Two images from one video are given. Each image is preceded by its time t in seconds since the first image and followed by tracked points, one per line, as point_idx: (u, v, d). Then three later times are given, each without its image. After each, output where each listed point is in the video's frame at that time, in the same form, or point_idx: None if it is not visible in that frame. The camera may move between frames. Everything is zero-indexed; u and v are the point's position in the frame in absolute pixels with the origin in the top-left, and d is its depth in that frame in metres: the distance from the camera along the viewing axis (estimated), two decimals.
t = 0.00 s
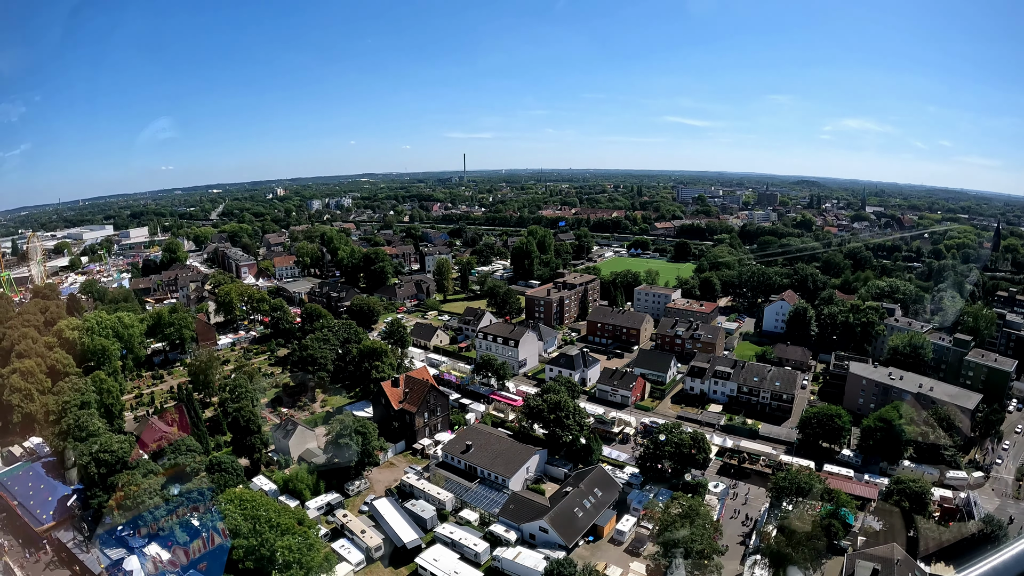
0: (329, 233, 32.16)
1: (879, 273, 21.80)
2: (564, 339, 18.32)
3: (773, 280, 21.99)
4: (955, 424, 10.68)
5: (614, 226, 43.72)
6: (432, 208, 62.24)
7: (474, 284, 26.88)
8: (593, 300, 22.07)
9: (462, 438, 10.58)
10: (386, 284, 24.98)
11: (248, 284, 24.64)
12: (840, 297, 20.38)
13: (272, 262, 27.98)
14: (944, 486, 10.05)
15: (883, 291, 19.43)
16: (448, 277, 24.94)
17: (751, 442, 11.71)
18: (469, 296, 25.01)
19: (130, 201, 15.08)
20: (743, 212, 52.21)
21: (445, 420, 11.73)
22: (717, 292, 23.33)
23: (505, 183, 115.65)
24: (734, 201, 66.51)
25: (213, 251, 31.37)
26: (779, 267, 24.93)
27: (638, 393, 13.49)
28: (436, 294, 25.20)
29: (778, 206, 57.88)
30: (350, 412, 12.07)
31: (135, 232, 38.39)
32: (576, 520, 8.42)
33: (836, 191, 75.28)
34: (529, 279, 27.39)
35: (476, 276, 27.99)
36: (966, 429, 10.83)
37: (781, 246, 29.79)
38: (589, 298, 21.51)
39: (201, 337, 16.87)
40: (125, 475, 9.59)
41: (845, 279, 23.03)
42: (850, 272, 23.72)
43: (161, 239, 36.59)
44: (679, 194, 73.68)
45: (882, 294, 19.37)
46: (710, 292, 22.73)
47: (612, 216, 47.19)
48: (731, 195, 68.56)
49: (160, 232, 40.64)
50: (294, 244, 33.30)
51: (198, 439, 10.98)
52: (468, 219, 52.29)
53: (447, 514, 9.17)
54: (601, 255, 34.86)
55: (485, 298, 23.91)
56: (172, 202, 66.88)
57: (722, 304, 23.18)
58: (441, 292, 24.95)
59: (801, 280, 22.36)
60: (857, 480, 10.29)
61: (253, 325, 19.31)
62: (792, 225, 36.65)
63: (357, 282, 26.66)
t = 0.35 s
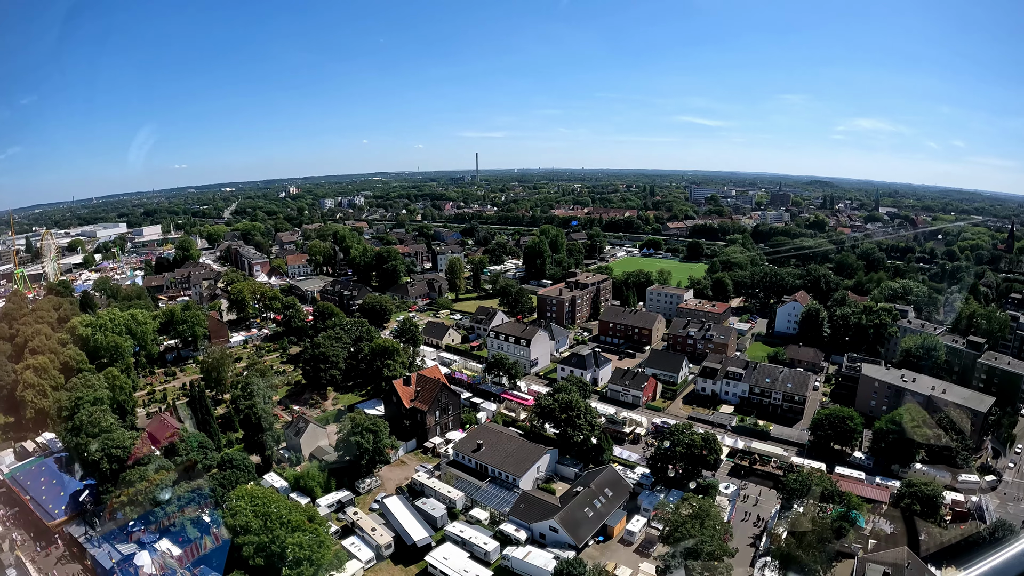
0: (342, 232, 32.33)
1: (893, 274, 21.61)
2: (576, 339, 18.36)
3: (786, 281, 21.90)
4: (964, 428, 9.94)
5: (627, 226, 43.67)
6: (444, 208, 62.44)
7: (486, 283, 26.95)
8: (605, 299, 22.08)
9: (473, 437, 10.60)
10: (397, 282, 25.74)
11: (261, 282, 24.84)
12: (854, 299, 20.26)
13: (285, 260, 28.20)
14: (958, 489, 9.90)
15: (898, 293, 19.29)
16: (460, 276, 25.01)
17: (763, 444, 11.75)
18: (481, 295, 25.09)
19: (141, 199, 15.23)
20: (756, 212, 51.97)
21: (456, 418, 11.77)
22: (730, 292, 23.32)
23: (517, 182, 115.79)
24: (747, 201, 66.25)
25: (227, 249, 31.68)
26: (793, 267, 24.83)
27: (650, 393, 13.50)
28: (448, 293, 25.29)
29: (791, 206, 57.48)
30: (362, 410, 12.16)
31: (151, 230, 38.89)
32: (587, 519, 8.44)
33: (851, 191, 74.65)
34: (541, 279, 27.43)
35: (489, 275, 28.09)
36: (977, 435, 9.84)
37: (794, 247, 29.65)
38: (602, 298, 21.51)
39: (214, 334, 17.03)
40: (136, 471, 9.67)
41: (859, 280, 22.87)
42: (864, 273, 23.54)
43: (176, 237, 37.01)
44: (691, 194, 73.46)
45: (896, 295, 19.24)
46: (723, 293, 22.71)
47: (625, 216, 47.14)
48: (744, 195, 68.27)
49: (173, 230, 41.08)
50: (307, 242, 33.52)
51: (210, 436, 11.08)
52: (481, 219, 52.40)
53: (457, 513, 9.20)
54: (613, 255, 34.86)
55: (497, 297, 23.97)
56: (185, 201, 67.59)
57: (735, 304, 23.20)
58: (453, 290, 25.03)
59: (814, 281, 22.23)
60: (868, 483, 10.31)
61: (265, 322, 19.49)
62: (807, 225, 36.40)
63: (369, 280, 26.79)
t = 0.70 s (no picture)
0: (355, 231, 32.51)
1: (907, 275, 21.48)
2: (588, 338, 18.40)
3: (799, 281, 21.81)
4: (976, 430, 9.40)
5: (639, 225, 43.63)
6: (457, 207, 62.65)
7: (498, 283, 27.01)
8: (617, 299, 22.10)
9: (484, 436, 10.63)
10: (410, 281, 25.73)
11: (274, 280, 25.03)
12: (867, 300, 20.14)
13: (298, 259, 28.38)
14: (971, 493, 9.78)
15: (913, 294, 19.15)
16: (472, 275, 25.07)
17: (774, 445, 11.76)
18: (492, 295, 25.16)
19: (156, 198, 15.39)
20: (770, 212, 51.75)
21: (467, 417, 11.80)
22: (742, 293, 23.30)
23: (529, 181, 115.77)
24: (760, 202, 66.04)
25: (240, 248, 31.96)
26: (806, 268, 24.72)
27: (661, 393, 13.51)
28: (460, 292, 25.38)
29: (804, 206, 57.18)
30: (375, 409, 12.24)
31: (164, 228, 39.31)
32: (597, 519, 8.45)
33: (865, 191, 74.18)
34: (554, 278, 27.46)
35: (501, 274, 28.18)
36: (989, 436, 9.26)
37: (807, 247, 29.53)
38: (614, 297, 21.50)
39: (226, 332, 17.12)
40: (148, 467, 9.74)
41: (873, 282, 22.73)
42: (878, 275, 23.39)
43: (189, 235, 37.43)
44: (704, 194, 73.30)
45: (911, 297, 19.10)
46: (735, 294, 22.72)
47: (637, 215, 47.11)
48: (757, 195, 68.01)
49: (187, 228, 41.53)
50: (319, 241, 33.73)
51: (222, 433, 11.18)
52: (493, 218, 52.50)
53: (468, 512, 9.22)
54: (625, 254, 34.86)
55: (509, 297, 24.02)
56: (198, 200, 68.34)
57: (747, 305, 23.25)
58: (465, 289, 25.12)
59: (827, 282, 22.12)
60: (879, 486, 10.29)
61: (278, 321, 19.64)
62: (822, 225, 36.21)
63: (381, 279, 26.91)
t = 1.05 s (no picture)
0: (367, 229, 32.64)
1: (921, 276, 21.32)
2: (600, 338, 18.40)
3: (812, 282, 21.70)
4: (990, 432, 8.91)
5: (652, 225, 43.57)
6: (469, 206, 62.76)
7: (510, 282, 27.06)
8: (629, 299, 22.09)
9: (496, 435, 10.66)
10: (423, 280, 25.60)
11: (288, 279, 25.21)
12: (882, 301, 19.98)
13: (311, 257, 28.55)
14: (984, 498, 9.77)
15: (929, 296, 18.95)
16: (485, 274, 25.12)
17: (786, 447, 11.74)
18: (505, 294, 25.21)
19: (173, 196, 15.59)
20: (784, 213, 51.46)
21: (479, 417, 11.82)
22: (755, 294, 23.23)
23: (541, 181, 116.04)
24: (773, 202, 65.72)
25: (253, 246, 32.22)
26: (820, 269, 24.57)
27: (673, 394, 13.50)
28: (472, 291, 25.45)
29: (818, 207, 56.78)
30: (387, 407, 12.29)
31: (178, 227, 39.70)
32: (609, 520, 8.46)
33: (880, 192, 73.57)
34: (566, 278, 27.46)
35: (514, 273, 28.21)
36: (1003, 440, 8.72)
37: (822, 248, 29.34)
38: (626, 297, 21.48)
39: (240, 330, 17.22)
40: (160, 463, 9.80)
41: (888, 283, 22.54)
42: (893, 275, 23.16)
43: (203, 234, 37.84)
44: (717, 194, 73.05)
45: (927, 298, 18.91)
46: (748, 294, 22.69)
47: (649, 215, 47.04)
48: (771, 196, 67.67)
49: (201, 227, 41.95)
50: (332, 240, 33.93)
51: (235, 431, 11.27)
52: (505, 217, 52.59)
53: (479, 511, 9.26)
54: (637, 254, 34.82)
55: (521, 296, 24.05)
56: (212, 199, 69.06)
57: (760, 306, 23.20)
58: (477, 289, 25.18)
59: (841, 283, 21.96)
60: (891, 489, 10.26)
61: (291, 319, 19.79)
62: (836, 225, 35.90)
63: (394, 277, 27.03)
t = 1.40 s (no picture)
0: (380, 229, 32.78)
1: (935, 277, 21.17)
2: (612, 338, 18.40)
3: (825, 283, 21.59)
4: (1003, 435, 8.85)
5: (665, 225, 43.51)
6: (482, 206, 62.84)
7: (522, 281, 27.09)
8: (642, 299, 22.07)
9: (507, 435, 10.69)
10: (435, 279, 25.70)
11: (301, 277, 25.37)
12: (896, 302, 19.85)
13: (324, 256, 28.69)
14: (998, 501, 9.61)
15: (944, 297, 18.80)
16: (497, 274, 25.16)
17: (799, 449, 11.70)
18: (518, 293, 25.24)
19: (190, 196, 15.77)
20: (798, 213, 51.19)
21: (491, 416, 11.85)
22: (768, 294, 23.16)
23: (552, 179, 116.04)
24: (786, 202, 65.40)
25: (266, 245, 32.43)
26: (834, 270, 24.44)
27: (685, 394, 13.48)
28: (484, 291, 25.48)
29: (832, 207, 56.46)
30: (399, 406, 12.35)
31: (191, 226, 40.04)
32: (620, 520, 8.46)
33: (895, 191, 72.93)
34: (579, 277, 27.44)
35: (526, 272, 28.22)
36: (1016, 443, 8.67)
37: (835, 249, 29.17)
38: (638, 297, 21.46)
39: (252, 328, 17.34)
40: (173, 460, 9.88)
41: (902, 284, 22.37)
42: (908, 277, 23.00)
43: (216, 232, 38.18)
44: (730, 194, 72.79)
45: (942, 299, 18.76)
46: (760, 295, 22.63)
47: (662, 215, 46.95)
48: (784, 196, 67.32)
49: (214, 225, 42.29)
50: (345, 239, 34.10)
51: (247, 428, 11.35)
52: (518, 216, 52.64)
53: (490, 510, 9.28)
54: (650, 254, 34.77)
55: (533, 295, 24.08)
56: (224, 199, 69.71)
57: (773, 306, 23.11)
58: (490, 288, 25.23)
59: (854, 284, 21.85)
60: (904, 492, 10.19)
61: (303, 317, 19.92)
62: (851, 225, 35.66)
63: (407, 276, 27.13)
